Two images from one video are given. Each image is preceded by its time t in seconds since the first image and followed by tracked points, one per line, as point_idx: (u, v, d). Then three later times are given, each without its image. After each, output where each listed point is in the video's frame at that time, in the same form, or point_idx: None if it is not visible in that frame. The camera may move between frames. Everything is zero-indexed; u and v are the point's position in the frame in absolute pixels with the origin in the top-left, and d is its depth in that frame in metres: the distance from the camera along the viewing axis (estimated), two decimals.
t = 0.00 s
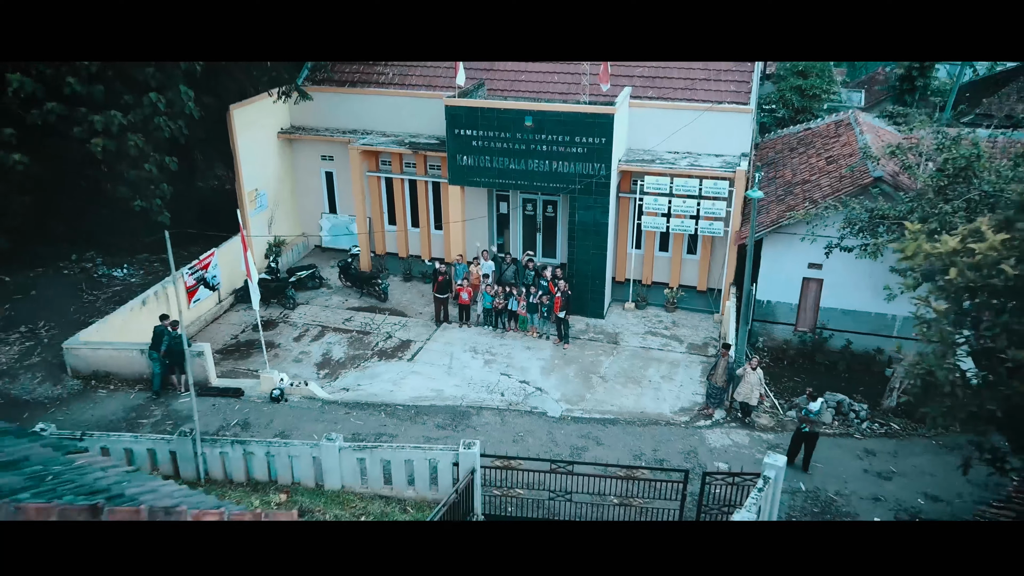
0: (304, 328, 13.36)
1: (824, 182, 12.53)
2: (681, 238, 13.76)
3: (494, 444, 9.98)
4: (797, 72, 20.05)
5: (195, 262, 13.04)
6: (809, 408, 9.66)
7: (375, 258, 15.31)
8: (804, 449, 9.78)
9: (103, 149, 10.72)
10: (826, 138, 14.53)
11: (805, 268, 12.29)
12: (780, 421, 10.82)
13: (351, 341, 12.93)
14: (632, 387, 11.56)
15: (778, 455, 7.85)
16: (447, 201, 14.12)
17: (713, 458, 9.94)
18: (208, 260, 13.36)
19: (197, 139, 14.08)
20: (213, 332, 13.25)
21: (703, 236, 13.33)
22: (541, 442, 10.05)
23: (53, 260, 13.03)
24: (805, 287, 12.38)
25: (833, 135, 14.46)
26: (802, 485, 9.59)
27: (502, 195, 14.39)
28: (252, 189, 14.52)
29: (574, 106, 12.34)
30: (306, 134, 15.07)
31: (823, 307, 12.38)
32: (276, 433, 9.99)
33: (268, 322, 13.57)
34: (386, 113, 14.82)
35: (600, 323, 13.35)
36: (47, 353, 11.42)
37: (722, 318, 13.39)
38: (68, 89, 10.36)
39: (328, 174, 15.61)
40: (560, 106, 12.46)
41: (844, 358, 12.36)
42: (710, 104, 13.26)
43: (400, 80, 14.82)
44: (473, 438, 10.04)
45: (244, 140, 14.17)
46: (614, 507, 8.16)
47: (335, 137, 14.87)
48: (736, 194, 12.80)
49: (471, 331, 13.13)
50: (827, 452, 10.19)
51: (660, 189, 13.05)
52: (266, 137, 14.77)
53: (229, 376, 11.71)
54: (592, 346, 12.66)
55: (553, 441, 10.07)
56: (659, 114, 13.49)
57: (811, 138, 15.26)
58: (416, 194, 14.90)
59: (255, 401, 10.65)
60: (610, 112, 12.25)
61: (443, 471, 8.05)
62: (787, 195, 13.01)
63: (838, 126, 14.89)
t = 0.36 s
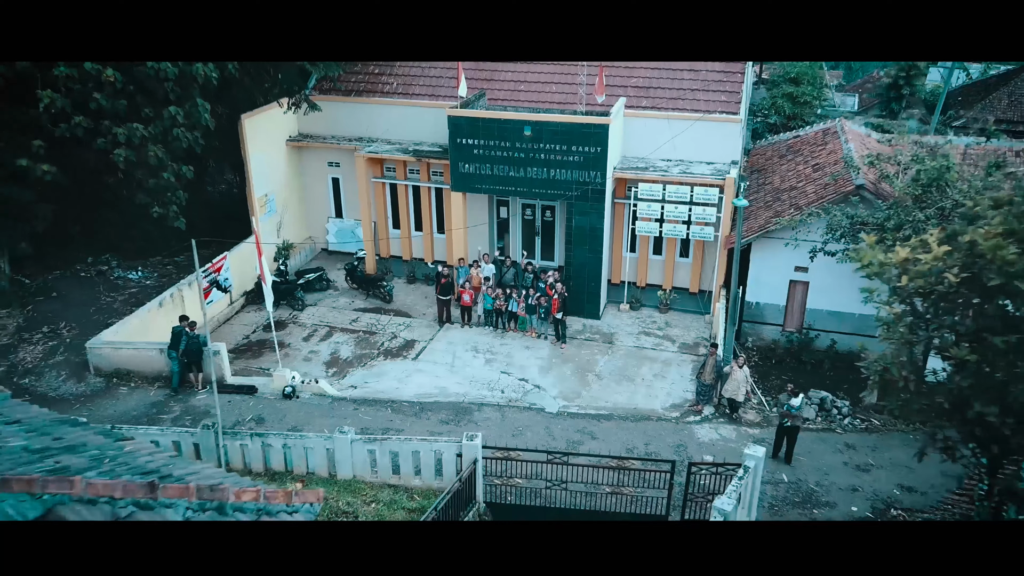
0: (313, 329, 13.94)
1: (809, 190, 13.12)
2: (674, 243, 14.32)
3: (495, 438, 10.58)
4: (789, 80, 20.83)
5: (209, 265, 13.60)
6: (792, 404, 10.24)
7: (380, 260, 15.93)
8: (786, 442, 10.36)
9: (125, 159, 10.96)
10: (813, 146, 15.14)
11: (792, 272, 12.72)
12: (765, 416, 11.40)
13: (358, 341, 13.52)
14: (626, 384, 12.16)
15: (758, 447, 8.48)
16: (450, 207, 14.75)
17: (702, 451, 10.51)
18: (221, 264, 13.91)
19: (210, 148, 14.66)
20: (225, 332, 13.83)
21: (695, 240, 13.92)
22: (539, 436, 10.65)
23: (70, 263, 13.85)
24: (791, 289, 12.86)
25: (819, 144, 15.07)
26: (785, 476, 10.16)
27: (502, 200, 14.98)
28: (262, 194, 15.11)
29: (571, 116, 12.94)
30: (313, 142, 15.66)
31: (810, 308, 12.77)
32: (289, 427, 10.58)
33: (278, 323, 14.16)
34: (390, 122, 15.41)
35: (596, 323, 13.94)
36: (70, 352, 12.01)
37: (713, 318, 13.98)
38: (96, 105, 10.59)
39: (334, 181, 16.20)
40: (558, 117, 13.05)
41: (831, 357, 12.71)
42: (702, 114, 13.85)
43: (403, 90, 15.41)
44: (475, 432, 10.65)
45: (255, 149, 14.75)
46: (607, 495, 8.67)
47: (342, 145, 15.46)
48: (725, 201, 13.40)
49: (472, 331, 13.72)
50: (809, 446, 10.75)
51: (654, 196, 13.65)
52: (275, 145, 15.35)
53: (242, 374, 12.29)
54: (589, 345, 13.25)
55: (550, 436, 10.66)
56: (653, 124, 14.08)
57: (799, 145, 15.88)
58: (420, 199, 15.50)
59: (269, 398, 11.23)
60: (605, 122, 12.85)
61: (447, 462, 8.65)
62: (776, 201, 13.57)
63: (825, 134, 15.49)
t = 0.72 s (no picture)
0: (321, 329, 14.54)
1: (796, 196, 13.72)
2: (667, 246, 14.92)
3: (495, 431, 11.18)
4: (781, 86, 21.30)
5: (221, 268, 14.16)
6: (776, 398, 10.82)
7: (384, 262, 16.56)
8: (770, 436, 10.95)
9: (145, 168, 11.60)
10: (802, 153, 15.73)
11: (779, 274, 13.22)
12: (752, 411, 11.99)
13: (365, 340, 14.13)
14: (620, 382, 12.76)
15: (740, 439, 9.11)
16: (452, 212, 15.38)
17: (691, 445, 11.10)
18: (232, 266, 14.51)
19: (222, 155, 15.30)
20: (237, 332, 14.44)
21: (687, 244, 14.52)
22: (537, 430, 11.26)
23: (86, 266, 14.40)
24: (779, 290, 13.24)
25: (808, 150, 15.68)
26: (769, 468, 10.74)
27: (502, 205, 15.57)
28: (271, 200, 15.75)
29: (568, 126, 13.55)
30: (321, 149, 16.26)
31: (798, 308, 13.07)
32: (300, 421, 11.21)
33: (288, 323, 14.75)
34: (394, 130, 16.02)
35: (592, 323, 14.54)
36: (91, 350, 12.66)
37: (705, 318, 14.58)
38: (119, 118, 11.17)
39: (341, 186, 16.80)
40: (555, 126, 13.66)
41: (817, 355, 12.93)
42: (695, 123, 14.46)
43: (407, 99, 16.01)
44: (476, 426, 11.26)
45: (264, 156, 15.35)
46: (600, 485, 9.20)
47: (348, 152, 16.07)
48: (716, 206, 13.95)
49: (474, 331, 14.32)
50: (793, 440, 11.27)
51: (647, 203, 14.24)
52: (284, 152, 15.96)
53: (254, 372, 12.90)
54: (585, 344, 13.86)
55: (548, 430, 11.27)
56: (647, 132, 14.68)
57: (788, 152, 16.50)
58: (422, 204, 16.13)
59: (281, 395, 11.84)
60: (600, 132, 13.46)
61: (451, 454, 9.25)
62: (765, 206, 14.14)
63: (813, 142, 16.09)
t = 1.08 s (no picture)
0: (328, 328, 15.15)
1: (783, 200, 14.34)
2: (660, 248, 15.55)
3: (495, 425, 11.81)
4: (775, 92, 21.86)
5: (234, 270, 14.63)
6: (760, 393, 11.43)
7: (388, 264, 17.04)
8: (755, 430, 11.52)
9: (163, 176, 12.26)
10: (791, 159, 16.36)
11: (767, 276, 13.69)
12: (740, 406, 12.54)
13: (370, 339, 14.73)
14: (614, 379, 13.36)
15: (723, 432, 9.73)
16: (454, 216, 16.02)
17: (680, 438, 11.71)
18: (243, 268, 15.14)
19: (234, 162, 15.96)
20: (248, 331, 15.05)
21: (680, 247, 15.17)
22: (535, 424, 11.88)
23: (102, 267, 14.58)
24: (767, 292, 13.62)
25: (796, 156, 16.31)
26: (754, 460, 11.28)
27: (502, 208, 16.15)
28: (280, 204, 16.49)
29: (565, 135, 14.18)
30: (327, 155, 16.93)
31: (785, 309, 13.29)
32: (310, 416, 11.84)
33: (296, 323, 15.34)
34: (398, 137, 16.64)
35: (588, 322, 15.15)
36: (109, 349, 13.66)
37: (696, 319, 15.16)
38: (141, 129, 11.84)
39: (346, 191, 17.39)
40: (552, 135, 14.28)
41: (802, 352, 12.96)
42: (686, 131, 15.08)
43: (411, 106, 16.59)
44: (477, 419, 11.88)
45: (273, 162, 16.07)
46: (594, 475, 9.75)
47: (353, 158, 16.73)
48: (706, 211, 14.60)
49: (475, 330, 14.92)
50: (778, 436, 11.57)
51: (641, 208, 14.76)
52: (292, 158, 16.65)
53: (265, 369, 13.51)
54: (581, 343, 14.46)
55: (545, 424, 11.89)
56: (641, 140, 15.31)
57: (778, 158, 17.13)
58: (425, 207, 16.70)
59: (292, 391, 12.47)
60: (595, 140, 14.10)
61: (454, 445, 9.85)
62: (754, 210, 14.72)
63: (802, 148, 16.67)
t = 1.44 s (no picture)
0: (336, 327, 15.78)
1: (770, 204, 14.98)
2: (654, 251, 16.18)
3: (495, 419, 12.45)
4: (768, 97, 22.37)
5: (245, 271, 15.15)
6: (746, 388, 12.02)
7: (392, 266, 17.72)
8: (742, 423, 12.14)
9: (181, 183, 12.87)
10: (779, 164, 17.00)
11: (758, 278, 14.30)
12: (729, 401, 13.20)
13: (376, 338, 15.36)
14: (609, 375, 13.98)
15: (709, 424, 10.35)
16: (456, 220, 16.67)
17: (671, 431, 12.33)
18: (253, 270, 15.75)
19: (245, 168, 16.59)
20: (258, 330, 15.69)
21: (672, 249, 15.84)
22: (534, 418, 12.51)
23: (116, 269, 15.28)
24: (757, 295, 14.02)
25: (785, 162, 16.96)
26: (741, 452, 11.88)
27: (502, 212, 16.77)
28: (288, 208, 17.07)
29: (563, 142, 14.80)
30: (334, 161, 17.54)
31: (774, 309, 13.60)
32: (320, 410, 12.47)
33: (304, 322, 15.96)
34: (402, 143, 17.28)
35: (585, 322, 15.78)
36: (127, 347, 14.12)
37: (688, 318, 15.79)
38: (160, 139, 12.52)
39: (352, 195, 18.09)
40: (550, 143, 14.92)
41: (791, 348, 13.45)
42: (679, 138, 15.73)
43: (414, 114, 17.27)
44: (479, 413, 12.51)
45: (282, 168, 16.65)
46: (589, 465, 10.37)
47: (359, 163, 17.35)
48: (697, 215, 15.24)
49: (476, 329, 15.53)
50: (765, 428, 12.23)
51: (635, 212, 15.53)
52: (300, 164, 17.24)
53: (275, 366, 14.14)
54: (578, 342, 15.09)
55: (543, 418, 12.53)
56: (635, 146, 15.94)
57: (768, 163, 17.77)
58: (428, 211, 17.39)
59: (302, 387, 13.11)
60: (591, 148, 14.73)
61: (457, 437, 10.43)
62: (744, 214, 15.36)
63: (791, 153, 17.30)
